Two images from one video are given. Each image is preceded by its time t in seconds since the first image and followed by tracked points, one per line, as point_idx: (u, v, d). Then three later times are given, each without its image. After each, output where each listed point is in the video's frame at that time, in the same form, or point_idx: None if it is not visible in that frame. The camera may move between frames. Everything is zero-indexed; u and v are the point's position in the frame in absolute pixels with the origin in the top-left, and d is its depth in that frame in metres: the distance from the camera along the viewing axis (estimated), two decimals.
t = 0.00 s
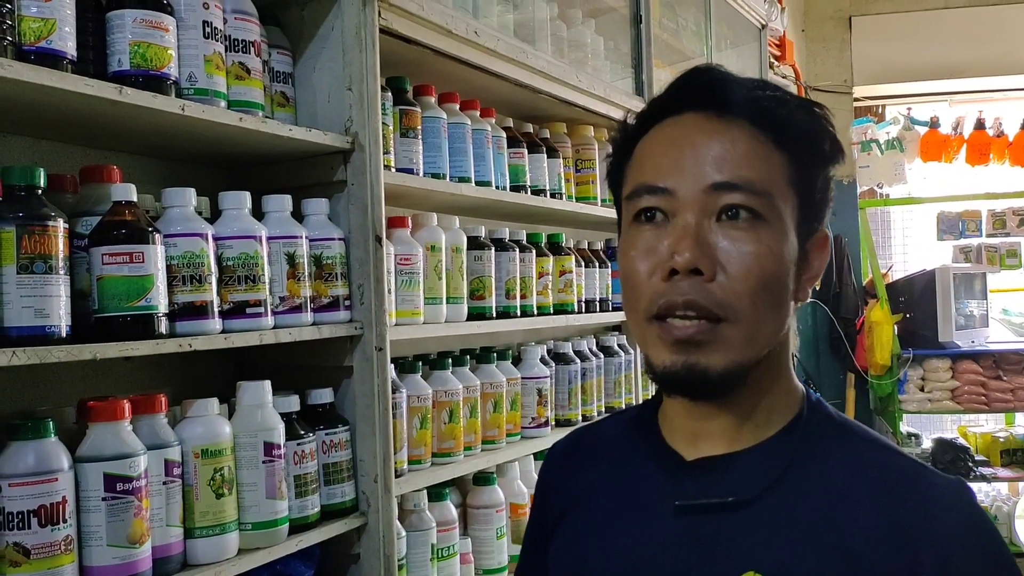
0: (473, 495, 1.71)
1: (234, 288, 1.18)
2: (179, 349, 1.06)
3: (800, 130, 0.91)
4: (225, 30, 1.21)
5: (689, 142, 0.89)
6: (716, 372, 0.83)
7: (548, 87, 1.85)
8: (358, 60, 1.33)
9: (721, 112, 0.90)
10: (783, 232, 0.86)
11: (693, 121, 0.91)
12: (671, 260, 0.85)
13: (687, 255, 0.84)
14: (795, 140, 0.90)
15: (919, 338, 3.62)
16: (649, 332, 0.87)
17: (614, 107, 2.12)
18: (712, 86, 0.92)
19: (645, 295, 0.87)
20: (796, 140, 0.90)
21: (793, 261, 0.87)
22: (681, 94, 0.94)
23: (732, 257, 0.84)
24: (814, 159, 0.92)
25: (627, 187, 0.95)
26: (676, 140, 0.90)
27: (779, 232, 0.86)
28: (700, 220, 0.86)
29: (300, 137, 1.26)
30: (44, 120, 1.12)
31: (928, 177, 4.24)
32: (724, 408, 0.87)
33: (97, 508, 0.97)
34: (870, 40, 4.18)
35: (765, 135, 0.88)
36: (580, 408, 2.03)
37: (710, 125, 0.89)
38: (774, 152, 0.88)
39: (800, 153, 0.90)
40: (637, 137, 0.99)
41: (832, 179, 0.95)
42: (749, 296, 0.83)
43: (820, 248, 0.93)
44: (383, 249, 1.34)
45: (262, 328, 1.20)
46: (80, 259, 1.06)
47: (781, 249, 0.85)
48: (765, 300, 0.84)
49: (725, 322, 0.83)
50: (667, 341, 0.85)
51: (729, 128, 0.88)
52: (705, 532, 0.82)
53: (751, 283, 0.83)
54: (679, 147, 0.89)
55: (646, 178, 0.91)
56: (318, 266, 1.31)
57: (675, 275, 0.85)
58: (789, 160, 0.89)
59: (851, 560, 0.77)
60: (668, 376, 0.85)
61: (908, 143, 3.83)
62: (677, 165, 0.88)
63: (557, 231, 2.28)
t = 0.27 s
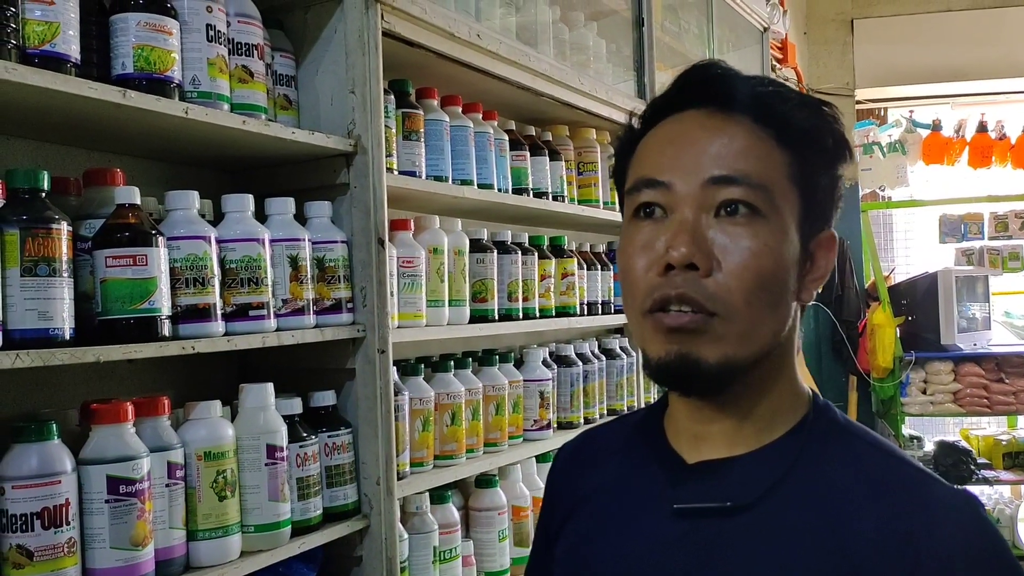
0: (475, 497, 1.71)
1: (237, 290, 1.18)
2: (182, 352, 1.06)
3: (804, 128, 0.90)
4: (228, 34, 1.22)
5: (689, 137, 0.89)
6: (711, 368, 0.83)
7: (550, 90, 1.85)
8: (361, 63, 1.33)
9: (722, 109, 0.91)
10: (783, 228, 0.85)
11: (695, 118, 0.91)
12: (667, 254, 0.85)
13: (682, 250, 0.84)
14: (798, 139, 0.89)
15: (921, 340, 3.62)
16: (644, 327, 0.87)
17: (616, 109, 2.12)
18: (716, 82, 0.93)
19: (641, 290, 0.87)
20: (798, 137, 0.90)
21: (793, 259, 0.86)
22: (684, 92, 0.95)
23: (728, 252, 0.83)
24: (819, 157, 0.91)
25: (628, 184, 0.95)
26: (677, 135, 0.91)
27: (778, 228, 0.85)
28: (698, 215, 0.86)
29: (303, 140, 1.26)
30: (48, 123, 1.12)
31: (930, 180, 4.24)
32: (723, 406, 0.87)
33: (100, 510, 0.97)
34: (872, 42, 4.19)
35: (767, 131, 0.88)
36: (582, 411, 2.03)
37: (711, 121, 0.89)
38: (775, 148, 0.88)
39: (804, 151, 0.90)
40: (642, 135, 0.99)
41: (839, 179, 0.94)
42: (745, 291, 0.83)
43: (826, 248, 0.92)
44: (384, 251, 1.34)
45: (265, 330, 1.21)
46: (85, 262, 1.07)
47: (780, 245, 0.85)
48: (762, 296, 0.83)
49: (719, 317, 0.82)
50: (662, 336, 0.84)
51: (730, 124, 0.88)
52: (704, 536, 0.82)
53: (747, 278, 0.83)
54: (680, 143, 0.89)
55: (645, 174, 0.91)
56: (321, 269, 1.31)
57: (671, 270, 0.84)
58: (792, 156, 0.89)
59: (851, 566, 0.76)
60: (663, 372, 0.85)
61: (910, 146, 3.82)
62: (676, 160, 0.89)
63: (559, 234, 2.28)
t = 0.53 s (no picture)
0: (478, 500, 1.71)
1: (241, 292, 1.19)
2: (186, 353, 1.07)
3: (816, 128, 0.90)
4: (233, 36, 1.22)
5: (698, 137, 0.89)
6: (720, 369, 0.83)
7: (553, 92, 1.86)
8: (365, 66, 1.33)
9: (732, 109, 0.91)
10: (793, 230, 0.85)
11: (705, 117, 0.91)
12: (677, 255, 0.85)
13: (693, 250, 0.84)
14: (808, 141, 0.89)
15: (924, 342, 3.61)
16: (654, 328, 0.87)
17: (619, 111, 2.13)
18: (725, 84, 0.93)
19: (651, 290, 0.87)
20: (809, 138, 0.89)
21: (804, 261, 0.86)
22: (694, 92, 0.95)
23: (738, 253, 0.83)
24: (831, 159, 0.91)
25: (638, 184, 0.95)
26: (687, 135, 0.91)
27: (788, 229, 0.85)
28: (708, 216, 0.86)
29: (307, 142, 1.27)
30: (53, 125, 1.12)
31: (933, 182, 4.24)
32: (732, 407, 0.87)
33: (104, 512, 0.97)
34: (874, 45, 4.19)
35: (777, 132, 0.88)
36: (585, 413, 2.03)
37: (721, 121, 0.90)
38: (786, 147, 0.88)
39: (813, 152, 0.89)
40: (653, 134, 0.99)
41: (851, 181, 0.94)
42: (755, 293, 0.83)
43: (838, 250, 0.92)
44: (389, 254, 1.35)
45: (269, 333, 1.21)
46: (89, 264, 1.07)
47: (790, 248, 0.85)
48: (772, 297, 0.83)
49: (729, 319, 0.82)
50: (672, 337, 0.84)
51: (740, 124, 0.88)
52: (708, 539, 0.82)
53: (757, 280, 0.83)
54: (690, 143, 0.90)
55: (656, 173, 0.91)
56: (325, 271, 1.32)
57: (681, 271, 0.85)
58: (803, 157, 0.89)
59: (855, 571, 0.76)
60: (672, 373, 0.85)
61: (913, 148, 3.82)
62: (687, 160, 0.89)
63: (562, 235, 2.28)
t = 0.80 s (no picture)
0: (481, 501, 1.71)
1: (245, 294, 1.19)
2: (191, 355, 1.07)
3: (820, 130, 0.90)
4: (237, 39, 1.22)
5: (701, 140, 0.89)
6: (726, 374, 0.83)
7: (556, 94, 1.86)
8: (368, 68, 1.33)
9: (736, 113, 0.91)
10: (798, 234, 0.85)
11: (709, 121, 0.91)
12: (682, 260, 0.85)
13: (698, 255, 0.84)
14: (812, 143, 0.89)
15: (927, 344, 3.61)
16: (660, 333, 0.87)
17: (622, 113, 2.13)
18: (727, 87, 0.93)
19: (657, 295, 0.87)
20: (813, 140, 0.89)
21: (809, 264, 0.86)
22: (697, 96, 0.96)
23: (744, 257, 0.83)
24: (835, 161, 0.91)
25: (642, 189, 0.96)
26: (690, 139, 0.91)
27: (794, 233, 0.85)
28: (713, 220, 0.86)
29: (311, 145, 1.27)
30: (58, 128, 1.13)
31: (935, 183, 4.24)
32: (738, 412, 0.87)
33: (108, 514, 0.98)
34: (876, 46, 4.19)
35: (780, 134, 0.88)
36: (588, 415, 2.03)
37: (724, 125, 0.90)
38: (790, 149, 0.88)
39: (817, 154, 0.89)
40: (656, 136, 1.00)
41: (855, 184, 0.94)
42: (761, 297, 0.83)
43: (843, 253, 0.92)
44: (392, 256, 1.35)
45: (272, 334, 1.21)
46: (93, 266, 1.07)
47: (796, 252, 0.85)
48: (778, 301, 0.83)
49: (735, 324, 0.82)
50: (678, 341, 0.84)
51: (744, 127, 0.89)
52: (712, 544, 0.82)
53: (763, 284, 0.83)
54: (694, 147, 0.90)
55: (660, 178, 0.91)
56: (328, 273, 1.32)
57: (687, 275, 0.85)
58: (808, 160, 0.89)
59: None
60: (678, 378, 0.85)
61: (915, 150, 3.82)
62: (691, 165, 0.89)
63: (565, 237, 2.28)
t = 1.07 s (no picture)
0: (483, 503, 1.71)
1: (247, 296, 1.19)
2: (193, 357, 1.07)
3: (821, 130, 0.90)
4: (239, 40, 1.22)
5: (701, 142, 0.89)
6: (727, 378, 0.83)
7: (557, 95, 1.86)
8: (370, 69, 1.34)
9: (735, 113, 0.91)
10: (798, 237, 0.85)
11: (709, 121, 0.91)
12: (682, 263, 0.85)
13: (698, 259, 0.84)
14: (813, 143, 0.89)
15: (929, 345, 3.60)
16: (659, 337, 0.87)
17: (623, 115, 2.13)
18: (727, 85, 0.93)
19: (656, 299, 0.87)
20: (814, 141, 0.89)
21: (809, 265, 0.86)
22: (696, 96, 0.95)
23: (744, 260, 0.83)
24: (835, 162, 0.91)
25: (641, 191, 0.96)
26: (689, 140, 0.91)
27: (794, 235, 0.85)
28: (713, 223, 0.86)
29: (313, 146, 1.27)
30: (61, 129, 1.13)
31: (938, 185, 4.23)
32: (738, 415, 0.86)
33: (111, 515, 0.98)
34: (878, 47, 4.19)
35: (780, 134, 0.88)
36: (590, 416, 2.03)
37: (723, 126, 0.90)
38: (790, 150, 0.88)
39: (818, 155, 0.89)
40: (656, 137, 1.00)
41: (856, 184, 0.94)
42: (761, 300, 0.83)
43: (843, 254, 0.92)
44: (394, 257, 1.35)
45: (275, 336, 1.21)
46: (96, 267, 1.07)
47: (796, 254, 0.85)
48: (777, 305, 0.83)
49: (735, 328, 0.82)
50: (677, 345, 0.84)
51: (744, 128, 0.88)
52: (712, 547, 0.82)
53: (762, 287, 0.83)
54: (693, 149, 0.90)
55: (659, 180, 0.91)
56: (331, 274, 1.32)
57: (686, 279, 0.84)
58: (808, 160, 0.88)
59: None
60: (678, 382, 0.85)
61: (917, 151, 3.81)
62: (689, 167, 0.89)
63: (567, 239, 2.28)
